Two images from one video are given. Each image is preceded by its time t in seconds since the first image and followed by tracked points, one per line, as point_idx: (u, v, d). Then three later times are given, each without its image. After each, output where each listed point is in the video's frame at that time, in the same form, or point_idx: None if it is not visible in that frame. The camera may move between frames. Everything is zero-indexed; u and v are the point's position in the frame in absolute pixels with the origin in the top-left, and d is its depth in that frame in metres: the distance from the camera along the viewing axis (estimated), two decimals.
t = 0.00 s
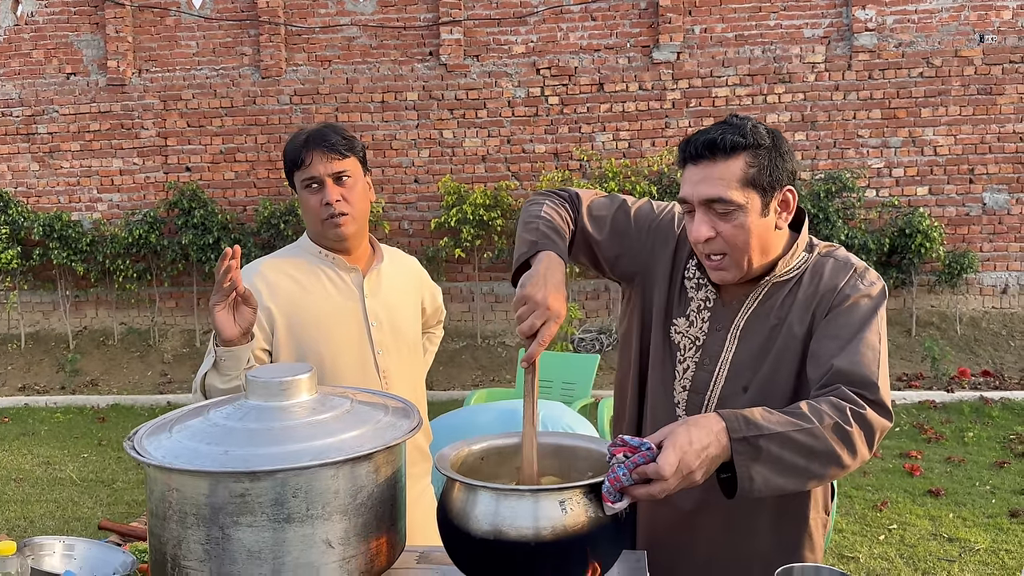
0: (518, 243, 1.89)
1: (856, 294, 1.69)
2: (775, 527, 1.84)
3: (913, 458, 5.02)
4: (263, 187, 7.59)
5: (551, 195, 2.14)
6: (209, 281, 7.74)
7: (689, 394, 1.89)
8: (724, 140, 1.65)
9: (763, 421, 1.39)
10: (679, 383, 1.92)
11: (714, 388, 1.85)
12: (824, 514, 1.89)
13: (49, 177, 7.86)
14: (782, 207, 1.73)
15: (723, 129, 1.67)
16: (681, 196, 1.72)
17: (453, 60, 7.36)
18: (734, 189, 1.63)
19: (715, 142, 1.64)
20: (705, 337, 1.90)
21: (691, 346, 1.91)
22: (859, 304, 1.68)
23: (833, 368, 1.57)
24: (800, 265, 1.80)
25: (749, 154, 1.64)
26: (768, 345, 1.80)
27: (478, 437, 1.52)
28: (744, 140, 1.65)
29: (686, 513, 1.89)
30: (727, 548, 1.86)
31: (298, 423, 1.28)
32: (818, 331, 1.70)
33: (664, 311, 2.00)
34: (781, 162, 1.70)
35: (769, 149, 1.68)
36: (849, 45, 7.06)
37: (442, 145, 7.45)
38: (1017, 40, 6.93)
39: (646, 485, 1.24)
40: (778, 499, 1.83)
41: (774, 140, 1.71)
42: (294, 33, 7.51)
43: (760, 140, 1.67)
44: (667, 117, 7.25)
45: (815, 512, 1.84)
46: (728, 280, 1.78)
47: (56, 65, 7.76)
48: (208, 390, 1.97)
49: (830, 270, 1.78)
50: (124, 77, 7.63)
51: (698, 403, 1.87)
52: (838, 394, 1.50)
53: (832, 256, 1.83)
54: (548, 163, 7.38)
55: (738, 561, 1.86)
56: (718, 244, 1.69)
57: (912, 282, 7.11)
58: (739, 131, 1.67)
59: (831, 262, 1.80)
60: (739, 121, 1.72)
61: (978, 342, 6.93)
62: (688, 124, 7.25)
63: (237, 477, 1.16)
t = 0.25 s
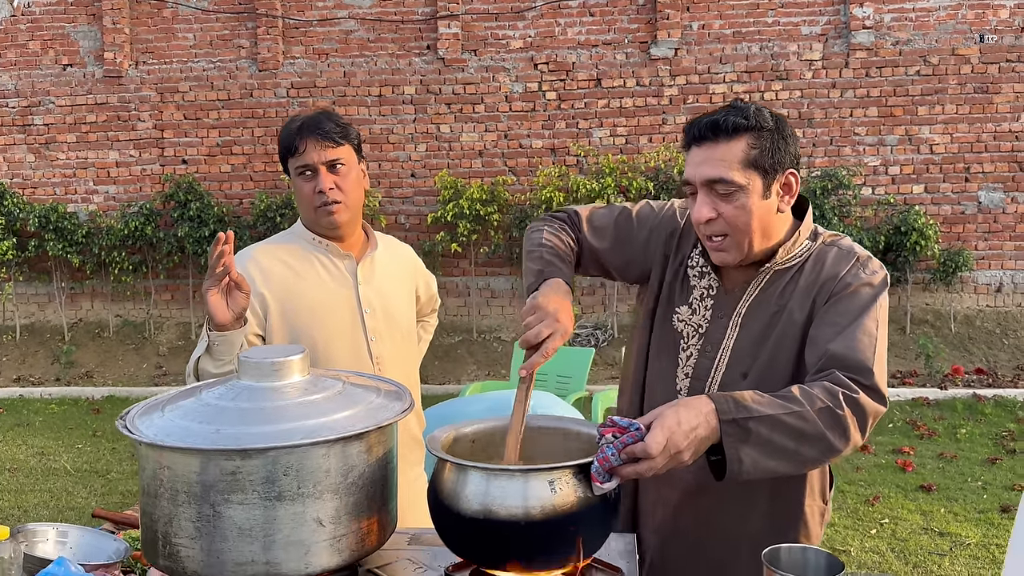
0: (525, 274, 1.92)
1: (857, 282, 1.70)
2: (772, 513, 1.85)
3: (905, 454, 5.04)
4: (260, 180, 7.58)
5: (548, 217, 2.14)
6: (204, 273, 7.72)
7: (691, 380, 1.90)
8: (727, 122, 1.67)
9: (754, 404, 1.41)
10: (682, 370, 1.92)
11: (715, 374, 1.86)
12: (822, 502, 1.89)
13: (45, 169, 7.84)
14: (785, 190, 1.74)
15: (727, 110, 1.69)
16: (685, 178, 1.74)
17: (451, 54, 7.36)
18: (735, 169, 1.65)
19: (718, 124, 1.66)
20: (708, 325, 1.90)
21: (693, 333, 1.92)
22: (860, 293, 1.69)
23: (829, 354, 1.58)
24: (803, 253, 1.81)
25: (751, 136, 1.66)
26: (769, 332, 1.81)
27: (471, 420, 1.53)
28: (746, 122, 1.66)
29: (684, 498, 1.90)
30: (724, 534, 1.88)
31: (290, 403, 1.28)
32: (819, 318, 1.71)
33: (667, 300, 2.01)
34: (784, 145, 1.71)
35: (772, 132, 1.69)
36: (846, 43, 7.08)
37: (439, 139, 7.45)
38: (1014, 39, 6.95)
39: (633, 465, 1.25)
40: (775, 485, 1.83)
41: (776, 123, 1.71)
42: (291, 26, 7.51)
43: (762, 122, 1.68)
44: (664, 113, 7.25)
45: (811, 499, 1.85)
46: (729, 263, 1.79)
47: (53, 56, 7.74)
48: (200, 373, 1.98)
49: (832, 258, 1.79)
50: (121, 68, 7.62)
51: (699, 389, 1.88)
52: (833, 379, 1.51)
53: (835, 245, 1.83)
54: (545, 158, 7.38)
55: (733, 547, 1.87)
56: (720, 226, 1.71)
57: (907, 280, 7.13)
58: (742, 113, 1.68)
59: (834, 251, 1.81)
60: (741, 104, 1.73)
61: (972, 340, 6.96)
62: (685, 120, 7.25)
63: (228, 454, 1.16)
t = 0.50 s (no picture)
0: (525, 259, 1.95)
1: (854, 263, 1.71)
2: (771, 496, 1.87)
3: (896, 446, 5.07)
4: (255, 170, 7.56)
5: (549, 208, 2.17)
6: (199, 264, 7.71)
7: (691, 362, 1.93)
8: (729, 98, 1.68)
9: (743, 380, 1.42)
10: (682, 351, 1.95)
11: (714, 355, 1.88)
12: (818, 483, 1.92)
13: (39, 158, 7.82)
14: (787, 168, 1.75)
15: (730, 87, 1.70)
16: (688, 153, 1.76)
17: (447, 46, 7.35)
18: (736, 145, 1.66)
19: (722, 100, 1.68)
20: (707, 306, 1.92)
21: (693, 316, 1.94)
22: (857, 273, 1.70)
23: (822, 333, 1.60)
24: (801, 234, 1.82)
25: (753, 113, 1.67)
26: (767, 313, 1.83)
27: (461, 396, 1.54)
28: (750, 98, 1.67)
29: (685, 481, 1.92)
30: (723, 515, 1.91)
31: (281, 373, 1.28)
32: (816, 298, 1.72)
33: (668, 282, 2.02)
34: (787, 122, 1.72)
35: (775, 108, 1.70)
36: (842, 38, 7.09)
37: (435, 131, 7.44)
38: (1009, 36, 6.97)
39: (622, 436, 1.26)
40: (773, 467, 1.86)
41: (781, 100, 1.73)
42: (288, 17, 7.49)
43: (766, 98, 1.70)
44: (660, 107, 7.26)
45: (806, 480, 1.87)
46: (727, 237, 1.80)
47: (48, 45, 7.71)
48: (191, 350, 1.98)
49: (831, 240, 1.80)
50: (117, 57, 7.60)
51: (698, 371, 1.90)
52: (824, 357, 1.53)
53: (835, 226, 1.84)
54: (541, 151, 7.38)
55: (732, 528, 1.91)
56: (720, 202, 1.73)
57: (901, 275, 7.15)
58: (746, 89, 1.69)
59: (833, 232, 1.82)
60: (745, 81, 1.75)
61: (964, 336, 6.99)
62: (681, 114, 7.25)
63: (220, 421, 1.17)
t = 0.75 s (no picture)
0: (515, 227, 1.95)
1: (847, 248, 1.71)
2: (767, 482, 1.87)
3: (890, 440, 5.08)
4: (250, 161, 7.53)
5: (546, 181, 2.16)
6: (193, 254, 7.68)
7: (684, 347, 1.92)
8: (727, 81, 1.68)
9: (735, 363, 1.43)
10: (675, 337, 1.95)
11: (706, 341, 1.88)
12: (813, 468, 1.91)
13: (34, 147, 7.78)
14: (782, 151, 1.75)
15: (728, 70, 1.70)
16: (684, 136, 1.75)
17: (445, 37, 7.33)
18: (733, 128, 1.66)
19: (719, 82, 1.68)
20: (700, 292, 1.92)
21: (686, 301, 1.94)
22: (850, 258, 1.70)
23: (814, 317, 1.60)
24: (794, 219, 1.82)
25: (750, 96, 1.67)
26: (759, 299, 1.82)
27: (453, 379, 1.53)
28: (747, 81, 1.67)
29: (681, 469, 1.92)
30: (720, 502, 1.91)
31: (271, 355, 1.27)
32: (808, 282, 1.72)
33: (662, 268, 2.02)
34: (783, 106, 1.72)
35: (772, 92, 1.70)
36: (840, 33, 7.09)
37: (432, 123, 7.42)
38: (1007, 32, 6.97)
39: (614, 420, 1.26)
40: (769, 453, 1.85)
41: (778, 84, 1.72)
42: (284, 7, 7.45)
43: (763, 82, 1.69)
44: (657, 100, 7.24)
45: (801, 465, 1.87)
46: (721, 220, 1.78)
47: (43, 33, 7.67)
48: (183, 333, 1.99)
49: (823, 225, 1.80)
50: (112, 46, 7.56)
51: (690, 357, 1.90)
52: (813, 342, 1.54)
53: (827, 212, 1.84)
54: (537, 144, 7.36)
55: (729, 515, 1.91)
56: (715, 185, 1.72)
57: (896, 271, 7.16)
58: (743, 72, 1.69)
59: (827, 217, 1.82)
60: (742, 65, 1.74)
61: (959, 331, 7.00)
62: (678, 108, 7.22)
63: (208, 402, 1.16)
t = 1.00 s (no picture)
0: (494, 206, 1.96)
1: (825, 244, 1.72)
2: (751, 476, 1.88)
3: (882, 437, 5.10)
4: (244, 154, 7.50)
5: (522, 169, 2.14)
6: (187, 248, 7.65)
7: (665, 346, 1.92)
8: (710, 82, 1.67)
9: (727, 358, 1.43)
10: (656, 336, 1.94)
11: (689, 340, 1.88)
12: (795, 461, 1.93)
13: (26, 138, 7.74)
14: (763, 152, 1.75)
15: (711, 70, 1.69)
16: (666, 136, 1.74)
17: (440, 31, 7.30)
18: (716, 130, 1.65)
19: (702, 83, 1.66)
20: (682, 291, 1.92)
21: (667, 300, 1.93)
22: (829, 254, 1.71)
23: (799, 312, 1.61)
24: (772, 216, 1.82)
25: (733, 97, 1.66)
26: (740, 297, 1.83)
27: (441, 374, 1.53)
28: (731, 82, 1.66)
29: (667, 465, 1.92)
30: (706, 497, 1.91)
31: (259, 351, 1.26)
32: (789, 279, 1.72)
33: (641, 266, 2.02)
34: (765, 107, 1.72)
35: (754, 93, 1.70)
36: (835, 29, 7.09)
37: (427, 117, 7.39)
38: (1002, 30, 6.98)
39: (606, 418, 1.26)
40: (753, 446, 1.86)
41: (759, 85, 1.72)
42: None
43: (745, 84, 1.69)
44: (653, 96, 7.23)
45: (785, 458, 1.88)
46: (701, 217, 1.78)
47: (36, 24, 7.63)
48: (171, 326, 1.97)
49: (801, 222, 1.81)
50: (105, 38, 7.51)
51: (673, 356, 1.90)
52: (802, 335, 1.55)
53: (803, 208, 1.85)
54: (532, 139, 7.34)
55: (715, 509, 1.92)
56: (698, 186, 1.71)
57: (889, 268, 7.17)
58: (726, 73, 1.68)
59: (803, 215, 1.83)
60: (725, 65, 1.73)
61: (951, 328, 7.02)
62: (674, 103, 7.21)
63: (194, 398, 1.15)
